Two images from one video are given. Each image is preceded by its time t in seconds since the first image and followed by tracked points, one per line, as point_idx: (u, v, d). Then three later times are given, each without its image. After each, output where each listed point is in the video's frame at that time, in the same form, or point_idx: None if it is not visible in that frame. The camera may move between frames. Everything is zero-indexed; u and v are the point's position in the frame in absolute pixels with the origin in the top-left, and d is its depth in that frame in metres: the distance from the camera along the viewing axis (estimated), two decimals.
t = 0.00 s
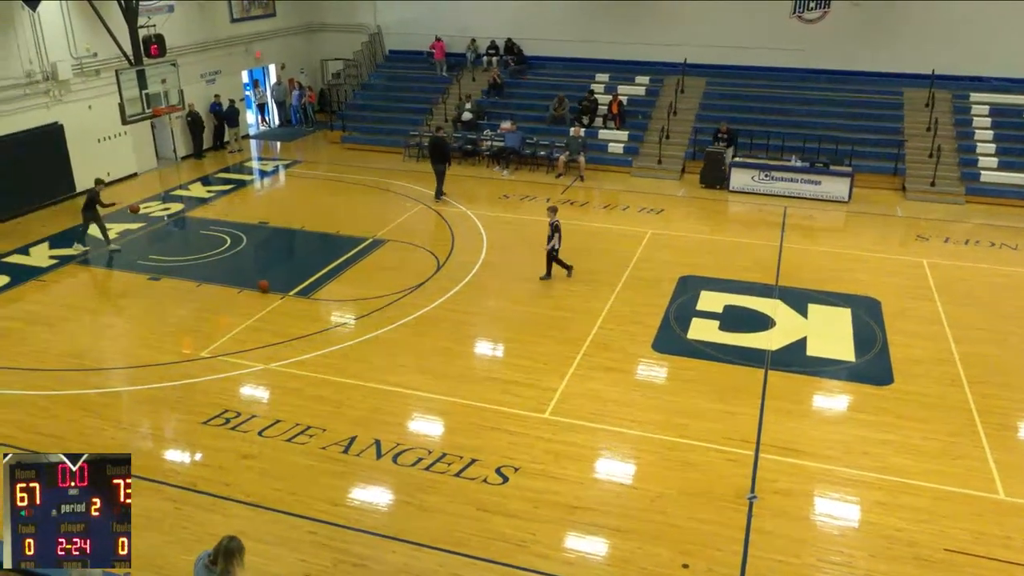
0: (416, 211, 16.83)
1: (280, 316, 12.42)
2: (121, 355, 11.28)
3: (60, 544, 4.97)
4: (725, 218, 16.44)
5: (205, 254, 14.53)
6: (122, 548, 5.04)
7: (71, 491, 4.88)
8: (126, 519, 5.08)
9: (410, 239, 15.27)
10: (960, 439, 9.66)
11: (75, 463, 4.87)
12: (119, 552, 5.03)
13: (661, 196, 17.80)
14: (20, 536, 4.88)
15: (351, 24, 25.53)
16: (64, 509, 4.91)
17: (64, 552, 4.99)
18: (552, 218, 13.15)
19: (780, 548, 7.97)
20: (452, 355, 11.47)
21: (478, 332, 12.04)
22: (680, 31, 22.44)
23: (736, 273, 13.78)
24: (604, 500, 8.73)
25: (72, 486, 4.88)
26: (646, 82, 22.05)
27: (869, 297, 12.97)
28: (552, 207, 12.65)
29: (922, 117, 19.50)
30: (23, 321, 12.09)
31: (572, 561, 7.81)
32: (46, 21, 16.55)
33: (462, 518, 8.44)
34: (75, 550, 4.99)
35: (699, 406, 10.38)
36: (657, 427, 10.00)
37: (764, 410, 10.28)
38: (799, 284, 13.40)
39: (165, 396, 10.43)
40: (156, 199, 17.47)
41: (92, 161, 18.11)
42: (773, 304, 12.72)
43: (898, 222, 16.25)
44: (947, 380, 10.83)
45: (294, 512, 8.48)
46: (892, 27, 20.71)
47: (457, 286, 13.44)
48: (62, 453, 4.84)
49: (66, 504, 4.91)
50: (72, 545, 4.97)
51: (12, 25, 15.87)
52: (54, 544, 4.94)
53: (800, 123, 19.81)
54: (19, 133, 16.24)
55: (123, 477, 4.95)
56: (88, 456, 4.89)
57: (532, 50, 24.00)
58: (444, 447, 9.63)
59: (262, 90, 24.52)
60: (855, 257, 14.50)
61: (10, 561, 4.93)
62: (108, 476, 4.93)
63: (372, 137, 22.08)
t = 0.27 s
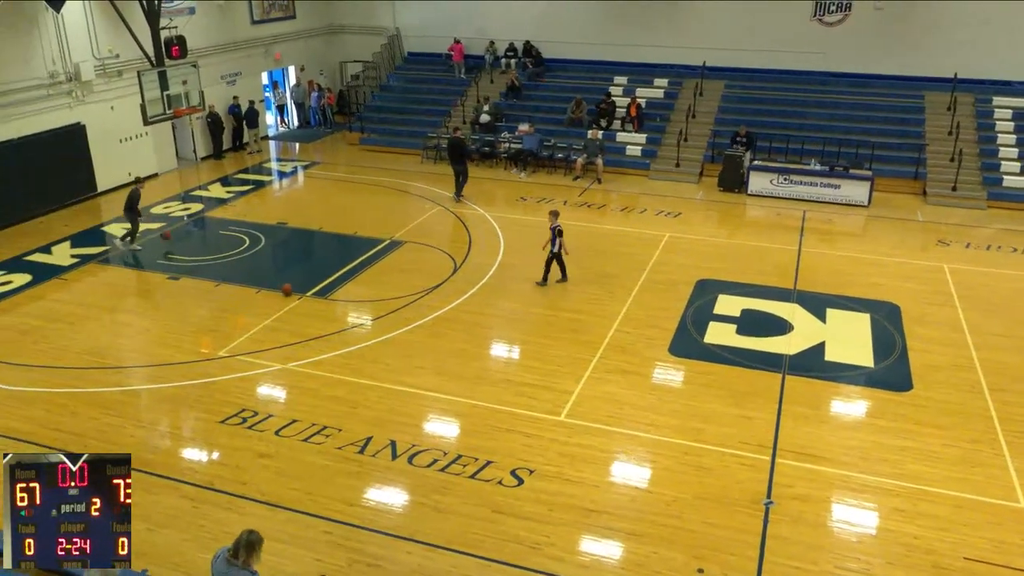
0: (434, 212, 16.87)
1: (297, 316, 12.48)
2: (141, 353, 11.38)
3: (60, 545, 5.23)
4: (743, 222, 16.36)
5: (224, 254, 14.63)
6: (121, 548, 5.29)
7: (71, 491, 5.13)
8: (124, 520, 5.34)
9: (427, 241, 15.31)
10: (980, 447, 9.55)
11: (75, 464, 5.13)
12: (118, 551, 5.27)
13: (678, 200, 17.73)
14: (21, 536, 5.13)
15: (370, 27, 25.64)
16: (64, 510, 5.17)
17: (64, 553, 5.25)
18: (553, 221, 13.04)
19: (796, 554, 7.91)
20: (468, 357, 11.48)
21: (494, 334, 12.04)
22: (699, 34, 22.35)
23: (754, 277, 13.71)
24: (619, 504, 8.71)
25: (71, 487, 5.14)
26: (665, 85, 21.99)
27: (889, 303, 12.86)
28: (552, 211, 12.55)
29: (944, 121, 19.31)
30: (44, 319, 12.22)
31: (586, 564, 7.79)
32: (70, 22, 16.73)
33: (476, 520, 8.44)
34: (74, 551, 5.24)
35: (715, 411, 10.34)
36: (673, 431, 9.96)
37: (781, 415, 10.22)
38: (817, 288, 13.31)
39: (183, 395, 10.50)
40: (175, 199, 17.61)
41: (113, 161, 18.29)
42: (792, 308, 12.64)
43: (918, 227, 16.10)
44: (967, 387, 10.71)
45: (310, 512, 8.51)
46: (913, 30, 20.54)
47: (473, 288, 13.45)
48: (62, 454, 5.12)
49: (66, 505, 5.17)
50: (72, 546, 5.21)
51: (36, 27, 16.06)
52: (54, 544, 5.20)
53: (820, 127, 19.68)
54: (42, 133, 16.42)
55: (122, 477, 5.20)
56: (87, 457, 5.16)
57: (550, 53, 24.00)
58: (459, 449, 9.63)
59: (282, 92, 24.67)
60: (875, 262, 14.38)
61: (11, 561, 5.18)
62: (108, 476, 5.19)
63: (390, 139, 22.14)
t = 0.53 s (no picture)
0: (450, 214, 16.91)
1: (313, 316, 12.53)
2: (159, 352, 11.46)
3: (60, 545, 4.96)
4: (760, 225, 16.28)
5: (242, 254, 14.71)
6: (122, 548, 5.03)
7: (71, 490, 4.89)
8: (126, 520, 5.07)
9: (443, 242, 15.34)
10: (999, 454, 9.45)
11: (75, 463, 4.89)
12: (119, 552, 5.02)
13: (695, 203, 17.67)
14: (21, 536, 4.89)
15: (388, 29, 25.72)
16: (64, 509, 4.92)
17: (64, 553, 4.98)
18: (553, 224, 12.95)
19: (811, 560, 7.86)
20: (483, 359, 11.49)
21: (508, 336, 12.05)
22: (717, 36, 22.27)
23: (771, 280, 13.64)
24: (634, 508, 8.68)
25: (72, 486, 4.90)
26: (682, 88, 21.94)
27: (907, 308, 12.76)
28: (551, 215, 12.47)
29: (964, 125, 19.15)
30: (63, 318, 12.33)
31: (600, 567, 7.77)
32: (91, 23, 16.87)
33: (490, 522, 8.44)
34: (75, 551, 4.98)
35: (731, 415, 10.29)
36: (688, 435, 9.92)
37: (798, 420, 10.15)
38: (835, 292, 13.23)
39: (200, 394, 10.57)
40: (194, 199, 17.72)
41: (133, 161, 18.44)
42: (809, 313, 12.57)
43: (937, 231, 15.97)
44: (986, 394, 10.61)
45: (324, 512, 8.54)
46: (934, 34, 20.38)
47: (489, 289, 13.46)
48: (62, 453, 4.88)
49: (66, 504, 4.93)
50: (72, 546, 4.97)
51: (58, 28, 16.21)
52: (54, 545, 4.94)
53: (838, 130, 19.56)
54: (63, 133, 16.58)
55: (122, 477, 4.95)
56: (88, 455, 4.92)
57: (567, 55, 24.00)
58: (473, 450, 9.64)
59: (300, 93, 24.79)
60: (893, 266, 14.28)
61: (10, 562, 4.92)
62: (108, 475, 4.94)
63: (407, 140, 22.20)
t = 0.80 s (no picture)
0: (464, 216, 16.94)
1: (328, 317, 12.58)
2: (174, 352, 11.54)
3: (60, 545, 4.97)
4: (775, 228, 16.21)
5: (257, 255, 14.78)
6: (122, 548, 5.04)
7: (71, 490, 4.90)
8: (126, 520, 5.07)
9: (457, 244, 15.36)
10: (1017, 461, 9.35)
11: (75, 464, 4.91)
12: (119, 552, 5.03)
13: (710, 206, 17.62)
14: (21, 536, 4.90)
15: (403, 31, 25.80)
16: (64, 509, 4.93)
17: (64, 553, 4.99)
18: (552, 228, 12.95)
19: (825, 566, 7.81)
20: (496, 360, 11.50)
21: (522, 338, 12.04)
22: (734, 39, 22.21)
23: (786, 284, 13.57)
24: (646, 511, 8.65)
25: (72, 486, 4.91)
26: (698, 90, 21.88)
27: (924, 313, 12.65)
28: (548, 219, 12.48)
29: (983, 129, 18.98)
30: (80, 316, 12.44)
31: (612, 570, 7.76)
32: (110, 25, 17.03)
33: (502, 524, 8.44)
34: (75, 551, 4.99)
35: (745, 419, 10.24)
36: (702, 438, 9.88)
37: (812, 425, 10.09)
38: (851, 297, 13.15)
39: (215, 393, 10.63)
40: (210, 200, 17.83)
41: (150, 162, 18.58)
42: (824, 317, 12.49)
43: (955, 236, 15.84)
44: (1004, 400, 10.51)
45: (337, 512, 8.56)
46: (953, 36, 20.22)
47: (502, 291, 13.46)
48: (62, 453, 4.90)
49: (66, 504, 4.93)
50: (72, 546, 4.97)
51: (78, 29, 16.36)
52: (54, 545, 4.95)
53: (855, 133, 19.46)
54: (82, 134, 16.73)
55: (122, 477, 4.96)
56: (87, 455, 4.93)
57: (583, 58, 23.99)
58: (486, 452, 9.64)
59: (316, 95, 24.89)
60: (910, 271, 14.17)
61: (10, 562, 4.91)
62: (108, 475, 4.94)
63: (422, 142, 22.28)
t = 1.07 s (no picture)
0: (477, 217, 16.95)
1: (340, 318, 12.61)
2: (188, 351, 11.60)
3: (60, 545, 5.00)
4: (789, 231, 16.13)
5: (271, 256, 14.83)
6: (122, 548, 5.08)
7: (71, 491, 4.93)
8: (126, 520, 5.12)
9: (469, 246, 15.36)
10: None
11: (75, 463, 4.92)
12: (119, 552, 5.07)
13: (723, 209, 17.55)
14: (20, 536, 4.93)
15: (417, 33, 25.86)
16: (64, 510, 4.96)
17: (64, 553, 5.02)
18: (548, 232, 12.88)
19: (837, 571, 7.76)
20: (508, 362, 11.50)
21: (534, 340, 12.04)
22: (748, 42, 22.13)
23: (799, 287, 13.51)
24: (658, 514, 8.63)
25: (72, 486, 4.94)
26: (712, 93, 21.82)
27: (939, 317, 12.56)
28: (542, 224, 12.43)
29: (1000, 132, 18.82)
30: (96, 316, 12.53)
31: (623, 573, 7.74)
32: (127, 26, 17.15)
33: (513, 526, 8.44)
34: (75, 551, 5.02)
35: (758, 422, 10.20)
36: (714, 442, 9.85)
37: (825, 430, 10.04)
38: (865, 300, 13.07)
39: (228, 393, 10.68)
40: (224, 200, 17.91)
41: (165, 162, 18.69)
42: (838, 321, 12.42)
43: (970, 240, 15.72)
44: (1019, 405, 10.41)
45: (349, 512, 8.58)
46: (970, 39, 20.06)
47: (515, 293, 13.45)
48: (62, 453, 4.92)
49: (66, 504, 4.96)
50: (72, 546, 5.01)
51: (95, 30, 16.49)
52: (54, 545, 4.98)
53: (870, 136, 19.34)
54: (98, 134, 16.85)
55: (122, 477, 4.98)
56: (88, 456, 4.95)
57: (596, 60, 23.97)
58: (497, 454, 9.65)
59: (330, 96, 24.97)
60: (924, 275, 14.07)
61: (10, 562, 4.95)
62: (108, 475, 4.97)
63: (435, 144, 22.30)
